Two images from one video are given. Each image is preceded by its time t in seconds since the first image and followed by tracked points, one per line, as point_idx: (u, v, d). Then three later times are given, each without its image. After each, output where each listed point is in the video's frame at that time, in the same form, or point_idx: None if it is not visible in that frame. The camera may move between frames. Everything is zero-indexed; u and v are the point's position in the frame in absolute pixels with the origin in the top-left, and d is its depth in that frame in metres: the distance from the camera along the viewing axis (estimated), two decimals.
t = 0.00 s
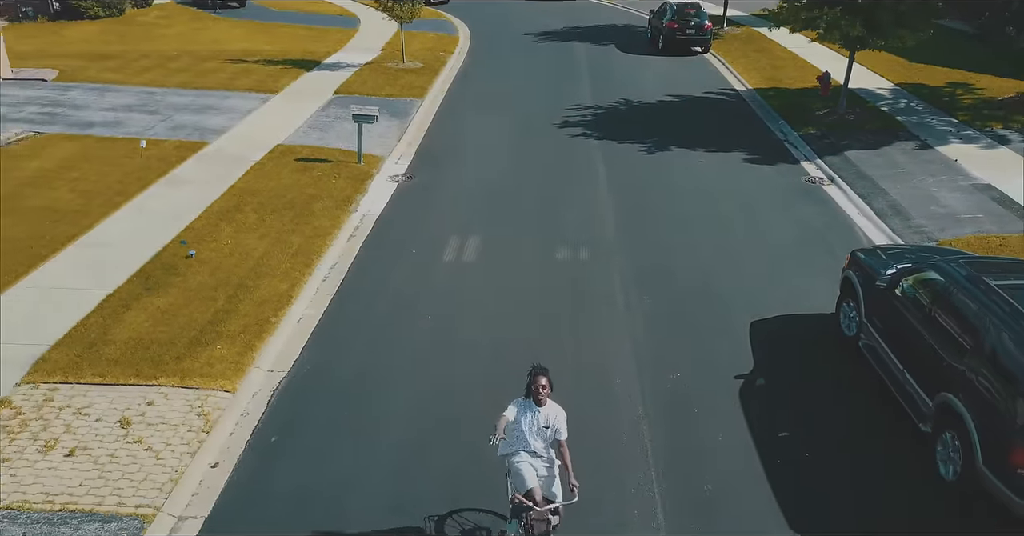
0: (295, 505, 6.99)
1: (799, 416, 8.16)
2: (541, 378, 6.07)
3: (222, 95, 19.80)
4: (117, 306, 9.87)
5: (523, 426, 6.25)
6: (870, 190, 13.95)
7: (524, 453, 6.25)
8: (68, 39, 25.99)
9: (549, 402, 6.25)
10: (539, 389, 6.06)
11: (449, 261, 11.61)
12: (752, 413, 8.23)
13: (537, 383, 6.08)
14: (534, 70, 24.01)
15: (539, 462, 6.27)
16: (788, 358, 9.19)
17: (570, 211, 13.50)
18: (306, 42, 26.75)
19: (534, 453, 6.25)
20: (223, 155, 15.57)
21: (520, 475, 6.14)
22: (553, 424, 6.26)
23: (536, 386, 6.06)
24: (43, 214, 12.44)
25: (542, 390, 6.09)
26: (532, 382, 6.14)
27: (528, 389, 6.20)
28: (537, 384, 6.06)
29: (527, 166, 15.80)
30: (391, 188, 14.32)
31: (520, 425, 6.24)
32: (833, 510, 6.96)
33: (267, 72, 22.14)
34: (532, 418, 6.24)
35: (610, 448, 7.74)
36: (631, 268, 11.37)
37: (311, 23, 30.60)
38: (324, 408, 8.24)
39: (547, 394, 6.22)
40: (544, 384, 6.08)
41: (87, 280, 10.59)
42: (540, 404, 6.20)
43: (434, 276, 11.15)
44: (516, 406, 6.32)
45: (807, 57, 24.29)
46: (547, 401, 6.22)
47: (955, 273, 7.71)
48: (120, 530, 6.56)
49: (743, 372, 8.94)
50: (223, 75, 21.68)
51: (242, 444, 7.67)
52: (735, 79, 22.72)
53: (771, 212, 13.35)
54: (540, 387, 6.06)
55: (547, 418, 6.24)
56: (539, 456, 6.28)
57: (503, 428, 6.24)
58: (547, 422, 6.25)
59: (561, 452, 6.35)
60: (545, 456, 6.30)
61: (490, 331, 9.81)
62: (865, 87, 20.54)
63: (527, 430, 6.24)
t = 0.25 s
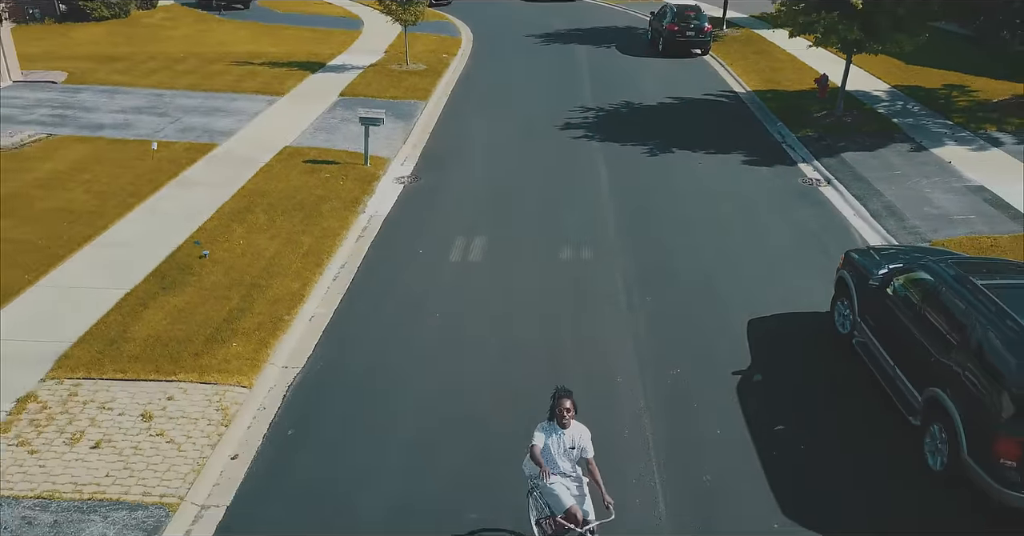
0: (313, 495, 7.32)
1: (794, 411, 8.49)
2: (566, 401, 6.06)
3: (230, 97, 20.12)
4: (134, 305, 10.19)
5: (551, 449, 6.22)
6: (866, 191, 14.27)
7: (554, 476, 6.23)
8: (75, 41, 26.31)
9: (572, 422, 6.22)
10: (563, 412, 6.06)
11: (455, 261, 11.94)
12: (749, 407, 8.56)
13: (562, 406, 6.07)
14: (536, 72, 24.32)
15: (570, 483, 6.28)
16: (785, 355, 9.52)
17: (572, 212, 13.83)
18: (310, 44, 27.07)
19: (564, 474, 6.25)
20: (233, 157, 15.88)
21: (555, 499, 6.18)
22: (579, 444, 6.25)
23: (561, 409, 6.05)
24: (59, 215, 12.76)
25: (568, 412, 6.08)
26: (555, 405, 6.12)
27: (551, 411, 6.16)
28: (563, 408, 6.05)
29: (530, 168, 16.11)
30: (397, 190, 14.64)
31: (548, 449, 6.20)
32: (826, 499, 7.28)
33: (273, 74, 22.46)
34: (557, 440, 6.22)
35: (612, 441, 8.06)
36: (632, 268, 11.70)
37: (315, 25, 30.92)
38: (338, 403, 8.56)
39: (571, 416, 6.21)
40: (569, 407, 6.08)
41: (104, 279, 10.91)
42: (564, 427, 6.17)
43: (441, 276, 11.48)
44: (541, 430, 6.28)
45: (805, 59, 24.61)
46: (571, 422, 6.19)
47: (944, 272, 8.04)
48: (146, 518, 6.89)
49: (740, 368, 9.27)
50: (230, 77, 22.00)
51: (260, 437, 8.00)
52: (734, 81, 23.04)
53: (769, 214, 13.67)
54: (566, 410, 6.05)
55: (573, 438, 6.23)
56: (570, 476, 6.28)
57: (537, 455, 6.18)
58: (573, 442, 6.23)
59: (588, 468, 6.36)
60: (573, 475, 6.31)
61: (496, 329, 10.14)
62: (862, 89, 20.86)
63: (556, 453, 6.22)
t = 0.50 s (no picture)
0: (326, 487, 7.60)
1: (790, 406, 8.78)
2: (592, 422, 6.03)
3: (235, 99, 20.41)
4: (149, 304, 10.47)
5: (580, 470, 6.14)
6: (862, 193, 14.55)
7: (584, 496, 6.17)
8: (81, 43, 26.59)
9: (598, 441, 6.16)
10: (588, 432, 6.03)
11: (459, 261, 12.23)
12: (747, 402, 8.85)
13: (588, 426, 6.03)
14: (537, 74, 24.59)
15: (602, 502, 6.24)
16: (781, 353, 9.82)
17: (574, 213, 14.12)
18: (313, 46, 27.35)
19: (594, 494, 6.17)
20: (240, 159, 16.15)
21: (588, 517, 6.16)
22: (605, 461, 6.19)
23: (586, 430, 6.02)
24: (72, 216, 13.04)
25: (595, 431, 6.04)
26: (581, 426, 6.08)
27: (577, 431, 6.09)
28: (587, 428, 6.02)
29: (532, 170, 16.39)
30: (402, 191, 14.93)
31: (578, 471, 6.12)
32: (822, 491, 7.56)
33: (278, 77, 22.75)
34: (584, 461, 6.14)
35: (614, 434, 8.36)
36: (633, 268, 11.99)
37: (318, 27, 31.20)
38: (348, 398, 8.86)
39: (596, 435, 6.15)
40: (595, 427, 6.05)
41: (118, 279, 11.18)
42: (589, 447, 6.10)
43: (446, 276, 11.78)
44: (567, 452, 6.18)
45: (803, 61, 24.89)
46: (596, 442, 6.12)
47: (935, 273, 8.32)
48: (167, 508, 7.16)
49: (738, 365, 9.56)
50: (235, 79, 22.28)
51: (275, 432, 8.28)
52: (733, 83, 23.32)
53: (767, 215, 13.96)
54: (592, 430, 6.02)
55: (600, 456, 6.18)
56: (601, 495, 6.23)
57: (570, 479, 6.10)
58: (598, 460, 6.17)
59: (614, 482, 6.32)
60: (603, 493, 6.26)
61: (500, 327, 10.43)
62: (859, 91, 21.14)
63: (585, 475, 6.14)
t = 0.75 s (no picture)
0: (342, 478, 7.94)
1: (787, 402, 9.11)
2: (626, 444, 6.35)
3: (243, 102, 20.73)
4: (166, 303, 10.80)
5: (618, 492, 6.46)
6: (859, 195, 14.87)
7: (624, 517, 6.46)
8: (89, 45, 26.93)
9: (631, 462, 6.49)
10: (623, 453, 6.35)
11: (466, 261, 12.56)
12: (745, 398, 9.19)
13: (623, 449, 6.35)
14: (540, 76, 24.91)
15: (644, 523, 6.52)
16: (779, 350, 10.15)
17: (577, 214, 14.44)
18: (318, 48, 27.66)
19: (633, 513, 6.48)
20: (250, 161, 16.47)
21: None
22: (640, 479, 6.54)
23: (621, 451, 6.34)
24: (89, 217, 13.36)
25: (630, 453, 6.38)
26: (616, 448, 6.40)
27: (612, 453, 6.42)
28: (622, 449, 6.35)
29: (536, 171, 16.71)
30: (409, 193, 15.25)
31: (616, 493, 6.43)
32: (817, 482, 7.89)
33: (284, 79, 23.07)
34: (621, 482, 6.48)
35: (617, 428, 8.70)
36: (635, 268, 12.32)
37: (322, 29, 31.53)
38: (361, 394, 9.18)
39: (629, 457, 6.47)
40: (629, 449, 6.37)
41: (136, 278, 11.51)
42: (623, 468, 6.42)
43: (453, 275, 12.11)
44: (603, 474, 6.50)
45: (803, 63, 25.22)
46: (630, 463, 6.44)
47: (926, 272, 8.65)
48: (191, 497, 7.50)
49: (737, 362, 9.89)
50: (242, 82, 22.60)
51: (291, 425, 8.61)
52: (733, 85, 23.65)
53: (766, 216, 14.28)
54: (627, 452, 6.35)
55: (636, 476, 6.51)
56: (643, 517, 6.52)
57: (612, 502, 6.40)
58: (633, 480, 6.50)
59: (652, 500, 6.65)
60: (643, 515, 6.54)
61: (507, 325, 10.77)
62: (857, 94, 21.46)
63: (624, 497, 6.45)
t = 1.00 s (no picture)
0: (357, 471, 8.24)
1: (786, 398, 9.40)
2: (659, 464, 5.88)
3: (250, 103, 21.02)
4: (182, 301, 11.10)
5: (652, 511, 6.05)
6: (858, 196, 15.15)
7: None
8: (97, 47, 27.22)
9: (665, 480, 6.04)
10: (655, 474, 5.88)
11: (473, 261, 12.86)
12: (746, 394, 9.49)
13: (655, 469, 5.89)
14: (543, 78, 25.19)
15: None
16: (778, 348, 10.45)
17: (581, 214, 14.74)
18: (323, 50, 27.95)
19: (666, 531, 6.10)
20: (259, 162, 16.76)
21: None
22: (673, 496, 6.11)
23: (654, 472, 5.88)
24: (103, 218, 13.65)
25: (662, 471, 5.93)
26: (647, 469, 5.93)
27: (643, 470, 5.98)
28: (655, 471, 5.88)
29: (540, 172, 17.01)
30: (416, 194, 15.55)
31: (649, 512, 6.03)
32: (814, 474, 8.19)
33: (290, 81, 23.35)
34: (654, 502, 6.04)
35: (622, 423, 9.00)
36: (638, 268, 12.63)
37: (326, 30, 31.83)
38: (373, 390, 9.49)
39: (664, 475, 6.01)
40: (662, 468, 5.90)
41: (151, 278, 11.79)
42: (655, 488, 5.97)
43: (461, 275, 12.42)
44: (636, 494, 6.05)
45: (802, 65, 25.52)
46: (663, 482, 5.98)
47: (921, 272, 8.95)
48: (213, 489, 7.80)
49: (738, 359, 10.20)
50: (249, 83, 22.89)
51: (307, 420, 8.91)
52: (733, 87, 23.95)
53: (766, 217, 14.58)
54: (660, 472, 5.87)
55: (667, 493, 6.08)
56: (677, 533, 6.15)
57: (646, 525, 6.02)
58: (666, 496, 6.08)
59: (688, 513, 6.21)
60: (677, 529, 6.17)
61: (513, 324, 11.08)
62: (856, 96, 21.75)
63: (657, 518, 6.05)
